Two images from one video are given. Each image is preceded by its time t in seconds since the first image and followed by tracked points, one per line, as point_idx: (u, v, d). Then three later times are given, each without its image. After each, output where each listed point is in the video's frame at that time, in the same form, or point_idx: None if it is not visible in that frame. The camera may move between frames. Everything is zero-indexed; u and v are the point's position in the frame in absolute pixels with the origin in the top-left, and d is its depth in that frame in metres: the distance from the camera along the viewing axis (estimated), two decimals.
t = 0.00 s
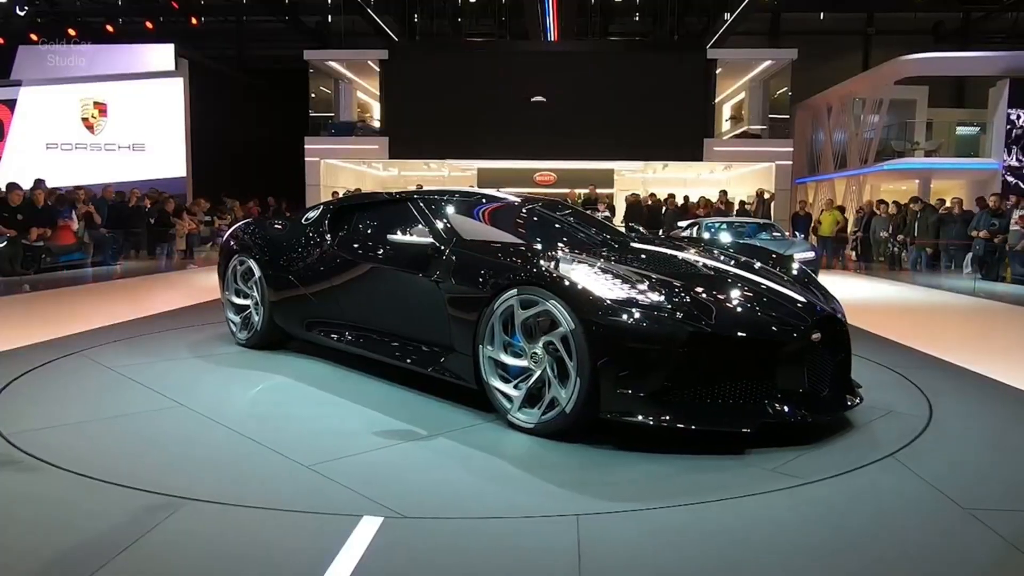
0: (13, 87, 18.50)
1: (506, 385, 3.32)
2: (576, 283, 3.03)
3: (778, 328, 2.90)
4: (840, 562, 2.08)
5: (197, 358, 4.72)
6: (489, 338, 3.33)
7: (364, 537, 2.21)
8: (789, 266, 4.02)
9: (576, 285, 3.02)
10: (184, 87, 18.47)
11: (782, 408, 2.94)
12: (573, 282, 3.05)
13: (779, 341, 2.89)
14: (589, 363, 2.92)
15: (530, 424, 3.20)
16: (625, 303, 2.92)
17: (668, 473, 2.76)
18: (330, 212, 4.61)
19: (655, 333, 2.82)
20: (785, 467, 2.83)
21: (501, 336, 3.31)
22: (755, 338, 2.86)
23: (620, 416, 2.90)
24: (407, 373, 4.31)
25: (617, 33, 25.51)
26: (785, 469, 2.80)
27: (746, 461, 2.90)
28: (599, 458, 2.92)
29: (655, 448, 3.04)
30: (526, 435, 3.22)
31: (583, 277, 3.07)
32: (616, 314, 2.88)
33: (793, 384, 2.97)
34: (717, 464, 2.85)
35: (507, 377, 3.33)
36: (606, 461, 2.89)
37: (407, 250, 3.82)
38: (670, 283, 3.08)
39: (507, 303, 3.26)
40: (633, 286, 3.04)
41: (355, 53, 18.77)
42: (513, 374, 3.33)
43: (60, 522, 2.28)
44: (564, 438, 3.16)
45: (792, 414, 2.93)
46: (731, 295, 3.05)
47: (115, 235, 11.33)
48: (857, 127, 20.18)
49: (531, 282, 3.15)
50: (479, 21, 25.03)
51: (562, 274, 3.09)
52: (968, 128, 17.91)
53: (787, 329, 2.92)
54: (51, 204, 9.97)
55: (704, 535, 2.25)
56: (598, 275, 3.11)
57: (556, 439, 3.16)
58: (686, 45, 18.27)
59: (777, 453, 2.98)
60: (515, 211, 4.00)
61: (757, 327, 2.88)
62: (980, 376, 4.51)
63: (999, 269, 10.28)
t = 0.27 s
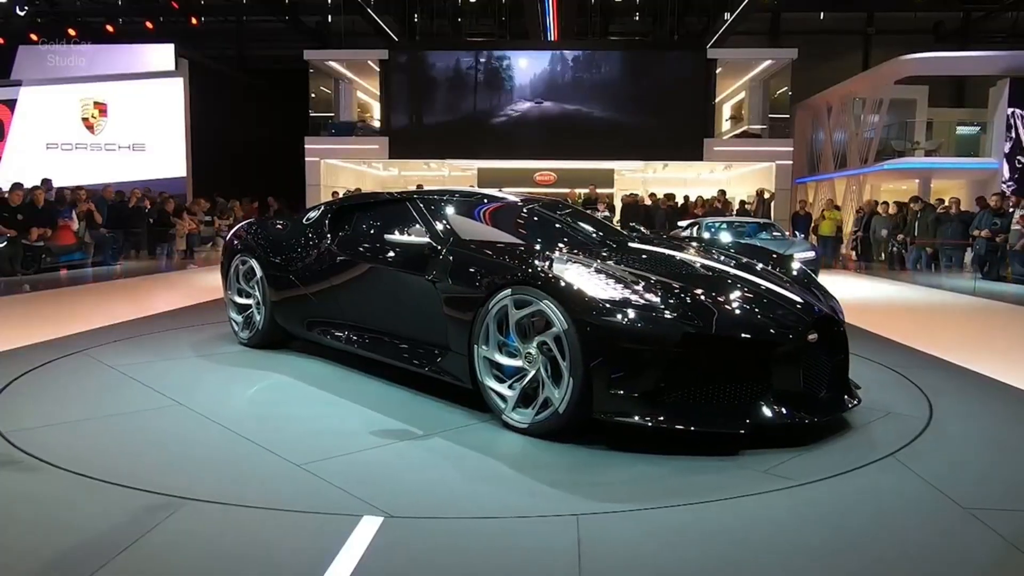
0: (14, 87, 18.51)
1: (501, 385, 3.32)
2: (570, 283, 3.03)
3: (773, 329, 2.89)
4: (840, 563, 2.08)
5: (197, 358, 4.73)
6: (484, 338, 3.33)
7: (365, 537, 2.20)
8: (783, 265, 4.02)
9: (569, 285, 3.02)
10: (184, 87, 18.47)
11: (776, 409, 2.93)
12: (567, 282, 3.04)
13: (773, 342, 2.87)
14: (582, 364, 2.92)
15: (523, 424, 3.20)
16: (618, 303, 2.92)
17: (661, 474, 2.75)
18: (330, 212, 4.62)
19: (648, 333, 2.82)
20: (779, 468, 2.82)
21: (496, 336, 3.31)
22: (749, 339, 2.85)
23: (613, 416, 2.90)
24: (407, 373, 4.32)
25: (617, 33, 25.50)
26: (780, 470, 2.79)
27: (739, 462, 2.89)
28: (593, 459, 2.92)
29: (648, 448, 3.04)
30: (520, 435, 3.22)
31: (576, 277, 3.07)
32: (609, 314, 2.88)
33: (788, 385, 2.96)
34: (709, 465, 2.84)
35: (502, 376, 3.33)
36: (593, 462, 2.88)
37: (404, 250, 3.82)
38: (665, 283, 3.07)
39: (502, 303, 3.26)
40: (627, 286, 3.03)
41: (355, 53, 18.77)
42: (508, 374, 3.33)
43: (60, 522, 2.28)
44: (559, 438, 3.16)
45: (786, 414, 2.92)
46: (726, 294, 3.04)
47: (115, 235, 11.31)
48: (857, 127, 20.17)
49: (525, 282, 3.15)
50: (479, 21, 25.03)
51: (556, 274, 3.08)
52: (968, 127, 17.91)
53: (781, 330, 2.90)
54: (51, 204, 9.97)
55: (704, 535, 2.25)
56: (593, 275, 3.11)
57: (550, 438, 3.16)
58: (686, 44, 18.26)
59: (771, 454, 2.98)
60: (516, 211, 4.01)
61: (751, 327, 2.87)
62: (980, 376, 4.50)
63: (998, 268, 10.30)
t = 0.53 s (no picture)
0: (14, 87, 18.52)
1: (496, 385, 3.32)
2: (564, 283, 3.02)
3: (767, 329, 2.88)
4: (841, 563, 2.08)
5: (198, 357, 4.73)
6: (479, 338, 3.33)
7: (364, 539, 2.20)
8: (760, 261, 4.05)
9: (563, 285, 3.02)
10: (184, 87, 18.47)
11: (771, 410, 2.92)
12: (560, 281, 3.04)
13: (768, 342, 2.86)
14: (575, 364, 2.91)
15: (517, 424, 3.20)
16: (611, 303, 2.91)
17: (651, 475, 2.74)
18: (331, 212, 4.62)
19: (642, 333, 2.81)
20: (771, 468, 2.81)
21: (490, 336, 3.31)
22: (743, 339, 2.84)
23: (606, 416, 2.90)
24: (407, 373, 4.31)
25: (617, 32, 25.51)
26: (773, 472, 2.77)
27: (731, 462, 2.88)
28: (587, 459, 2.91)
29: (642, 448, 3.03)
30: (513, 434, 3.22)
31: (569, 276, 3.06)
32: (603, 314, 2.87)
33: (784, 385, 2.94)
34: (698, 466, 2.82)
35: (496, 376, 3.33)
36: (584, 462, 2.88)
37: (403, 249, 3.82)
38: (660, 283, 3.06)
39: (496, 304, 3.26)
40: (620, 286, 3.03)
41: (356, 53, 18.79)
42: (502, 374, 3.33)
43: (59, 523, 2.28)
44: (552, 438, 3.16)
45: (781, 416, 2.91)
46: (721, 295, 3.03)
47: (115, 236, 11.33)
48: (857, 126, 20.16)
49: (519, 282, 3.15)
50: (479, 20, 25.03)
51: (551, 275, 3.08)
52: (968, 127, 17.87)
53: (777, 330, 2.89)
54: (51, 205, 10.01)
55: (704, 536, 2.24)
56: (586, 274, 3.11)
57: (543, 438, 3.16)
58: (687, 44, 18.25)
59: (765, 455, 2.95)
60: (516, 212, 4.01)
61: (746, 328, 2.86)
62: (981, 376, 4.49)
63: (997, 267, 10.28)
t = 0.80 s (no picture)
0: (14, 87, 18.50)
1: (491, 385, 3.32)
2: (558, 283, 3.01)
3: (761, 330, 2.86)
4: (840, 562, 2.08)
5: (199, 356, 4.73)
6: (474, 338, 3.33)
7: (364, 538, 2.20)
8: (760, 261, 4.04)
9: (555, 284, 3.01)
10: (184, 87, 18.45)
11: (766, 411, 2.91)
12: (553, 281, 3.03)
13: (764, 343, 2.85)
14: (567, 364, 2.91)
15: (511, 424, 3.19)
16: (604, 303, 2.90)
17: (643, 476, 2.73)
18: (332, 212, 4.62)
19: (634, 334, 2.80)
20: (764, 470, 2.79)
21: (485, 336, 3.31)
22: (737, 340, 2.83)
23: (598, 417, 2.89)
24: (407, 374, 4.31)
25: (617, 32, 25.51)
26: (767, 473, 2.75)
27: (722, 463, 2.86)
28: (579, 460, 2.90)
29: (638, 449, 3.02)
30: (507, 435, 3.22)
31: (562, 277, 3.05)
32: (595, 315, 2.86)
33: (780, 386, 2.93)
34: (689, 468, 2.81)
35: (492, 377, 3.33)
36: (576, 462, 2.87)
37: (402, 249, 3.83)
38: (654, 284, 3.05)
39: (490, 304, 3.27)
40: (613, 286, 3.02)
41: (355, 53, 18.80)
42: (497, 374, 3.33)
43: (58, 522, 2.28)
44: (546, 438, 3.16)
45: (776, 417, 2.90)
46: (716, 295, 3.02)
47: (115, 236, 11.33)
48: (857, 126, 20.16)
49: (512, 282, 3.14)
50: (479, 20, 25.04)
51: (545, 275, 3.07)
52: (969, 126, 17.89)
53: (772, 331, 2.87)
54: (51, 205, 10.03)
55: (703, 535, 2.24)
56: (580, 274, 3.10)
57: (536, 438, 3.16)
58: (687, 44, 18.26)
59: (759, 456, 2.94)
60: (516, 212, 4.02)
61: (740, 328, 2.84)
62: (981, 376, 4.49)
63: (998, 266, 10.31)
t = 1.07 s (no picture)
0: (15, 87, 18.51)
1: (485, 385, 3.31)
2: (551, 282, 3.01)
3: (757, 330, 2.85)
4: (840, 562, 2.07)
5: (200, 356, 4.73)
6: (468, 338, 3.33)
7: (365, 538, 2.20)
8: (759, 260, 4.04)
9: (548, 284, 3.00)
10: (184, 87, 18.48)
11: (761, 412, 2.90)
12: (546, 281, 3.03)
13: (758, 343, 2.83)
14: (560, 364, 2.90)
15: (505, 424, 3.19)
16: (597, 303, 2.89)
17: (636, 477, 2.72)
18: (333, 212, 4.62)
19: (627, 334, 2.80)
20: (758, 471, 2.78)
21: (479, 336, 3.31)
22: (732, 341, 2.82)
23: (590, 417, 2.89)
24: (406, 374, 4.30)
25: (617, 32, 25.51)
26: (760, 475, 2.73)
27: (715, 464, 2.85)
28: (573, 461, 2.89)
29: (633, 449, 3.01)
30: (500, 435, 3.21)
31: (556, 276, 3.05)
32: (587, 314, 2.86)
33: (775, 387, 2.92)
34: (682, 469, 2.80)
35: (486, 376, 3.33)
36: (570, 463, 2.87)
37: (400, 249, 3.84)
38: (649, 284, 3.04)
39: (484, 304, 3.27)
40: (607, 286, 3.01)
41: (355, 53, 18.80)
42: (492, 374, 3.33)
43: (58, 522, 2.28)
44: (540, 439, 3.16)
45: (771, 418, 2.89)
46: (711, 295, 3.01)
47: (116, 236, 11.34)
48: (857, 126, 20.16)
49: (507, 282, 3.14)
50: (479, 20, 25.04)
51: (539, 274, 3.06)
52: (969, 125, 17.88)
53: (767, 332, 2.86)
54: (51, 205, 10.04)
55: (703, 535, 2.24)
56: (575, 274, 3.09)
57: (530, 439, 3.15)
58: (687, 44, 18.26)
59: (754, 457, 2.93)
60: (517, 213, 4.02)
61: (734, 329, 2.83)
62: (981, 376, 4.48)
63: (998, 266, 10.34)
